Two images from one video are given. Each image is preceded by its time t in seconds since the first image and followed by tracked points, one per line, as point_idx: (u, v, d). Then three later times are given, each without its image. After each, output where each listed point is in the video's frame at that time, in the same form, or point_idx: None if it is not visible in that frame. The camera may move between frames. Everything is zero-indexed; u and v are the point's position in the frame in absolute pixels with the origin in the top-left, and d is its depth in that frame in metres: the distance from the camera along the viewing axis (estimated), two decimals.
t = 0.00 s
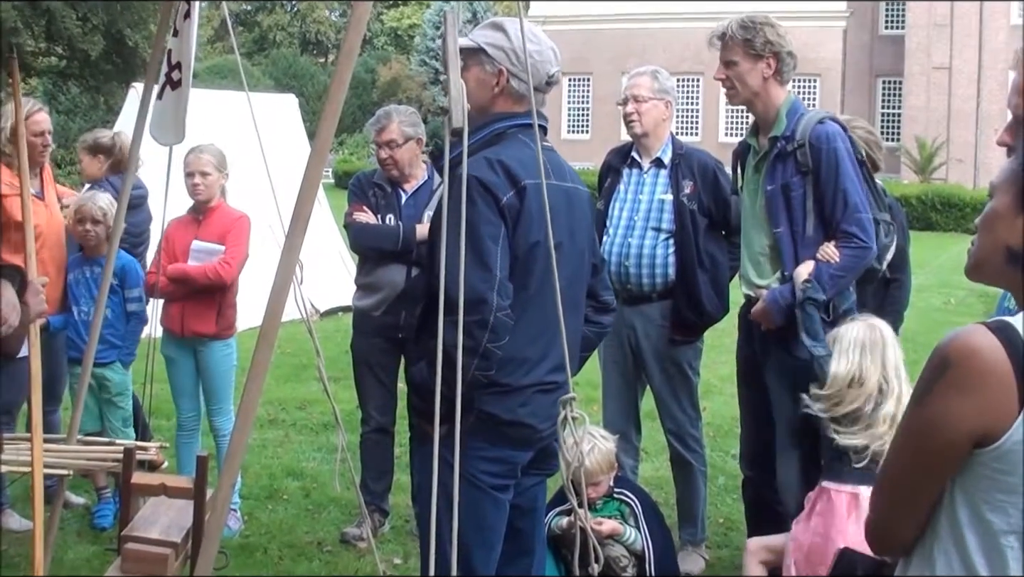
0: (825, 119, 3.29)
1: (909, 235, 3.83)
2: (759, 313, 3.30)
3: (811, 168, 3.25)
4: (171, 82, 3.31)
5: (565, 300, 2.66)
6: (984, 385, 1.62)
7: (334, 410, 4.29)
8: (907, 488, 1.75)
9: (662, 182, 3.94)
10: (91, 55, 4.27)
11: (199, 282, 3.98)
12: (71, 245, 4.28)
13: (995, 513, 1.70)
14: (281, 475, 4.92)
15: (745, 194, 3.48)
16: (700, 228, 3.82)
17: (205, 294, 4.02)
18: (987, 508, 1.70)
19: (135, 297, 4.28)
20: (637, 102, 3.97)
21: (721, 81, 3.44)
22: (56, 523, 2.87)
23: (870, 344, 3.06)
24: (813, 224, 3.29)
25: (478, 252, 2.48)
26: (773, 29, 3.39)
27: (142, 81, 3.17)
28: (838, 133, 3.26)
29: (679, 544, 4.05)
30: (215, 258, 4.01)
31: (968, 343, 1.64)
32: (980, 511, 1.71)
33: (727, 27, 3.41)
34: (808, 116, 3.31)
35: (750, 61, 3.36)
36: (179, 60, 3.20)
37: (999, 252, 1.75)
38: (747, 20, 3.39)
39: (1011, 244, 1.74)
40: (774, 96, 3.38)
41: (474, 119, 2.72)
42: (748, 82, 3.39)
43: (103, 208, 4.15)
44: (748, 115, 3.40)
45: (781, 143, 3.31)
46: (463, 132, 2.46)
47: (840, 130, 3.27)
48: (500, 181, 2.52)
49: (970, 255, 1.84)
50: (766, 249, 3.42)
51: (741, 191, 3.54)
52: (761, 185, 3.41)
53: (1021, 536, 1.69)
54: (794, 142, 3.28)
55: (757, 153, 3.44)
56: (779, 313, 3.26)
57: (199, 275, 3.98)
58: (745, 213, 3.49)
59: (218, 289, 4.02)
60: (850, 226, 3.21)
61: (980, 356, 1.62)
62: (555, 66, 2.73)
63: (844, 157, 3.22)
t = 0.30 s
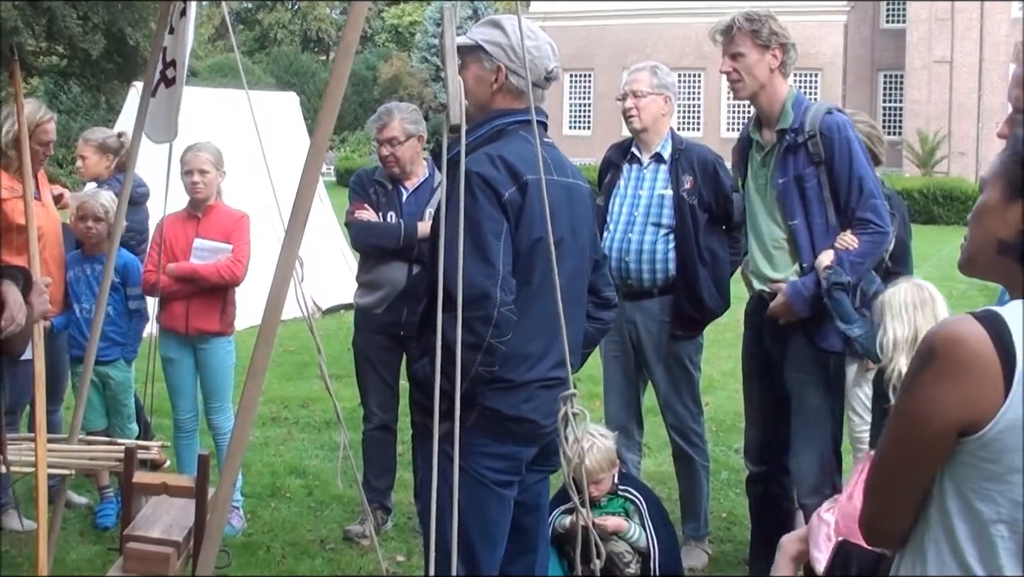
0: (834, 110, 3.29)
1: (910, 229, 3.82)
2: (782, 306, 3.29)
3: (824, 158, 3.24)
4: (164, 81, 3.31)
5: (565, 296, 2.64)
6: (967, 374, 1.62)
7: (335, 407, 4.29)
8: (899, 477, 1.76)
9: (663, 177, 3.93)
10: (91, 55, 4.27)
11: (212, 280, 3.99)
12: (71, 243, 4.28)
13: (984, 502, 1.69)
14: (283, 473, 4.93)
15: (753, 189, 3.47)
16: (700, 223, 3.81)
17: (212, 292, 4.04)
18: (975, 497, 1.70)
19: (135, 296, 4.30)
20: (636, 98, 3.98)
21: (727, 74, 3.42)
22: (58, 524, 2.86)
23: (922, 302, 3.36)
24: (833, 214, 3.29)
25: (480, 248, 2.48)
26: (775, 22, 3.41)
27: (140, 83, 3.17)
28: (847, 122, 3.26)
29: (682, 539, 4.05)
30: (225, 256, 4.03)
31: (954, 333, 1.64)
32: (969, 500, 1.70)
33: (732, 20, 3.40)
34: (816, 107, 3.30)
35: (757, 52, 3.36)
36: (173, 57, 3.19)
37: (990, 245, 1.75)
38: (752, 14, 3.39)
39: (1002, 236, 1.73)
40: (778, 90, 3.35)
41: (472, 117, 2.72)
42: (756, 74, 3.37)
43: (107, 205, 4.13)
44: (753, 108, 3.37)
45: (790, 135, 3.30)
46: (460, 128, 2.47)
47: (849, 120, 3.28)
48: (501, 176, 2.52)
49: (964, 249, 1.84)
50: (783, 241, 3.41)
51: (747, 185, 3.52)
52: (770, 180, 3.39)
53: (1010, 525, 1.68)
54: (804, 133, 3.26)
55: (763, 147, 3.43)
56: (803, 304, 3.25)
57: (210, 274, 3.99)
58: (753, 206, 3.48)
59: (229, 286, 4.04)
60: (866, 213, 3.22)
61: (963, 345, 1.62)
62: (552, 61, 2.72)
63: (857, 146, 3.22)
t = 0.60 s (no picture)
0: (846, 105, 3.29)
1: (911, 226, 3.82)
2: (794, 300, 3.30)
3: (838, 153, 3.24)
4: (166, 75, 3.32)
5: (566, 288, 2.64)
6: (962, 367, 1.62)
7: (339, 403, 4.29)
8: (897, 471, 1.76)
9: (664, 172, 3.93)
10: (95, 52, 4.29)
11: (224, 277, 4.05)
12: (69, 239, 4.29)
13: (981, 496, 1.68)
14: (286, 469, 4.93)
15: (765, 184, 3.49)
16: (703, 218, 3.79)
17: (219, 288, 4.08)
18: (973, 491, 1.69)
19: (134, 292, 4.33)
20: (637, 93, 3.99)
21: (737, 67, 3.42)
22: (60, 520, 2.87)
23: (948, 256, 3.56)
24: (846, 209, 3.29)
25: (478, 241, 2.47)
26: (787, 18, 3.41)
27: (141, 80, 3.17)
28: (859, 116, 3.27)
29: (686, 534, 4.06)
30: (235, 253, 4.10)
31: (949, 326, 1.64)
32: (968, 494, 1.70)
33: (743, 14, 3.41)
34: (828, 102, 3.30)
35: (768, 47, 3.36)
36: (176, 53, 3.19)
37: (987, 239, 1.75)
38: (763, 8, 3.39)
39: (998, 230, 1.73)
40: (790, 84, 3.35)
41: (471, 113, 2.72)
42: (766, 68, 3.37)
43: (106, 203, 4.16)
44: (764, 102, 3.36)
45: (802, 130, 3.29)
46: (461, 123, 2.48)
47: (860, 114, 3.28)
48: (499, 171, 2.52)
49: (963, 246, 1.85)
50: (797, 237, 3.41)
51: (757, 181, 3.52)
52: (784, 174, 3.39)
53: (1009, 519, 1.67)
54: (817, 128, 3.26)
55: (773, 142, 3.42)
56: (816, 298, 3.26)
57: (223, 272, 4.04)
58: (764, 201, 3.49)
59: (237, 282, 4.10)
60: (880, 207, 3.24)
61: (959, 338, 1.62)
62: (548, 54, 2.71)
63: (870, 141, 3.23)
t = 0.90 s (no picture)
0: (840, 101, 3.27)
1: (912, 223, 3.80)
2: (785, 295, 3.29)
3: (831, 149, 3.23)
4: (176, 75, 3.31)
5: (565, 285, 2.64)
6: (963, 363, 1.61)
7: (339, 401, 4.28)
8: (898, 468, 1.76)
9: (665, 168, 3.92)
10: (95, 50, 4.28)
11: (223, 276, 4.05)
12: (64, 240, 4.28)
13: (983, 493, 1.68)
14: (287, 467, 4.93)
15: (760, 180, 3.47)
16: (703, 214, 3.81)
17: (217, 287, 4.08)
18: (974, 488, 1.69)
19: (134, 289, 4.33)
20: (638, 89, 3.97)
21: (734, 64, 3.40)
22: (60, 519, 2.87)
23: (924, 240, 3.20)
24: (837, 206, 3.29)
25: (472, 238, 2.48)
26: (788, 14, 3.38)
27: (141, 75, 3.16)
28: (854, 113, 3.25)
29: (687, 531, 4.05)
30: (233, 253, 4.10)
31: (949, 322, 1.63)
32: (968, 491, 1.70)
33: (743, 10, 3.38)
34: (823, 98, 3.28)
35: (765, 45, 3.34)
36: (185, 53, 3.19)
37: (986, 235, 1.74)
38: (763, 5, 3.37)
39: (997, 225, 1.72)
40: (787, 82, 3.35)
41: (467, 109, 2.72)
42: (762, 66, 3.36)
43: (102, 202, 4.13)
44: (761, 99, 3.36)
45: (797, 126, 3.29)
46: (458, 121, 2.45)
47: (855, 111, 3.26)
48: (494, 168, 2.52)
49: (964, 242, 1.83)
50: (789, 232, 3.40)
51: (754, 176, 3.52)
52: (777, 170, 3.40)
53: (1011, 516, 1.67)
54: (811, 124, 3.26)
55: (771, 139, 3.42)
56: (807, 295, 3.25)
57: (222, 271, 4.05)
58: (760, 196, 3.48)
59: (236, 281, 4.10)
60: (871, 204, 3.21)
61: (959, 335, 1.62)
62: (544, 51, 2.70)
63: (862, 137, 3.20)
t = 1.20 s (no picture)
0: (827, 95, 3.26)
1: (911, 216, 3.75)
2: (772, 291, 3.28)
3: (816, 143, 3.23)
4: (178, 71, 3.31)
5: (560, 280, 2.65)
6: (966, 358, 1.60)
7: (337, 397, 4.29)
8: (899, 463, 1.75)
9: (663, 163, 3.91)
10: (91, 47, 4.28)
11: (213, 271, 4.03)
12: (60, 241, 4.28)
13: (985, 487, 1.68)
14: (286, 464, 4.93)
15: (749, 174, 3.45)
16: (701, 208, 3.80)
17: (209, 283, 4.06)
18: (976, 482, 1.69)
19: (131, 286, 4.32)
20: (637, 84, 3.95)
21: (724, 60, 3.40)
22: (58, 518, 2.82)
23: (925, 238, 3.34)
24: (824, 200, 3.28)
25: (463, 234, 2.47)
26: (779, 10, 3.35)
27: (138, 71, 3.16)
28: (839, 107, 3.23)
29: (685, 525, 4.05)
30: (223, 249, 4.06)
31: (951, 317, 1.62)
32: (970, 485, 1.70)
33: (733, 5, 3.37)
34: (810, 92, 3.27)
35: (755, 41, 3.33)
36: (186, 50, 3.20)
37: (984, 228, 1.73)
38: None
39: (996, 218, 1.72)
40: (776, 77, 3.34)
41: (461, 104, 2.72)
42: (752, 62, 3.36)
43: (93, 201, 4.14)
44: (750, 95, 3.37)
45: (784, 121, 3.29)
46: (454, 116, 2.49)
47: (841, 105, 3.25)
48: (485, 163, 2.51)
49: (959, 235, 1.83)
50: (776, 226, 3.41)
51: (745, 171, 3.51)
52: (766, 164, 3.38)
53: (1013, 510, 1.67)
54: (797, 118, 3.25)
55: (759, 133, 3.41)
56: (793, 290, 3.24)
57: (211, 265, 4.02)
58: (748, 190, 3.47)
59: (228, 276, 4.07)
60: (856, 197, 3.19)
61: (961, 330, 1.61)
62: (535, 46, 2.72)
63: (847, 130, 3.19)
